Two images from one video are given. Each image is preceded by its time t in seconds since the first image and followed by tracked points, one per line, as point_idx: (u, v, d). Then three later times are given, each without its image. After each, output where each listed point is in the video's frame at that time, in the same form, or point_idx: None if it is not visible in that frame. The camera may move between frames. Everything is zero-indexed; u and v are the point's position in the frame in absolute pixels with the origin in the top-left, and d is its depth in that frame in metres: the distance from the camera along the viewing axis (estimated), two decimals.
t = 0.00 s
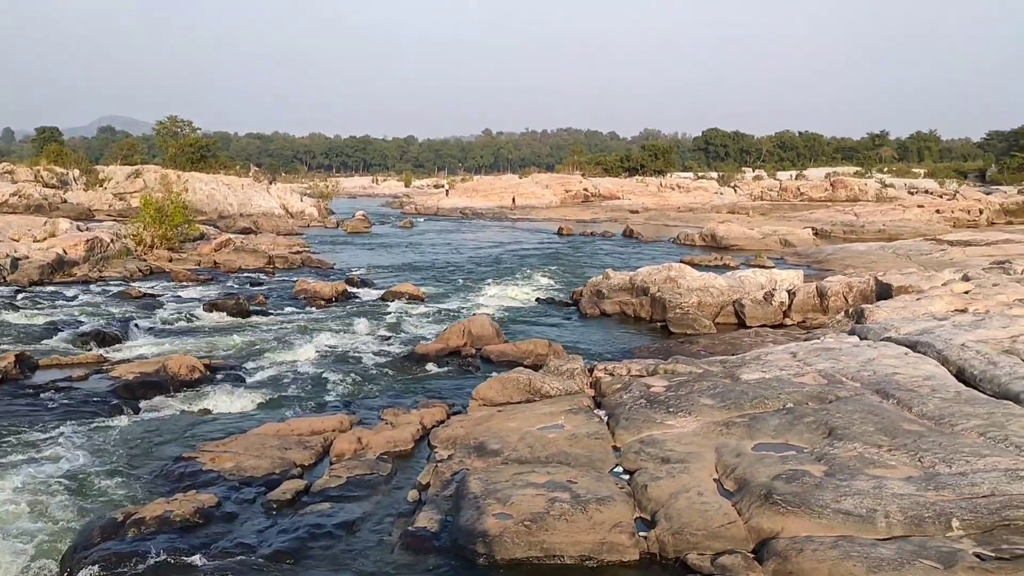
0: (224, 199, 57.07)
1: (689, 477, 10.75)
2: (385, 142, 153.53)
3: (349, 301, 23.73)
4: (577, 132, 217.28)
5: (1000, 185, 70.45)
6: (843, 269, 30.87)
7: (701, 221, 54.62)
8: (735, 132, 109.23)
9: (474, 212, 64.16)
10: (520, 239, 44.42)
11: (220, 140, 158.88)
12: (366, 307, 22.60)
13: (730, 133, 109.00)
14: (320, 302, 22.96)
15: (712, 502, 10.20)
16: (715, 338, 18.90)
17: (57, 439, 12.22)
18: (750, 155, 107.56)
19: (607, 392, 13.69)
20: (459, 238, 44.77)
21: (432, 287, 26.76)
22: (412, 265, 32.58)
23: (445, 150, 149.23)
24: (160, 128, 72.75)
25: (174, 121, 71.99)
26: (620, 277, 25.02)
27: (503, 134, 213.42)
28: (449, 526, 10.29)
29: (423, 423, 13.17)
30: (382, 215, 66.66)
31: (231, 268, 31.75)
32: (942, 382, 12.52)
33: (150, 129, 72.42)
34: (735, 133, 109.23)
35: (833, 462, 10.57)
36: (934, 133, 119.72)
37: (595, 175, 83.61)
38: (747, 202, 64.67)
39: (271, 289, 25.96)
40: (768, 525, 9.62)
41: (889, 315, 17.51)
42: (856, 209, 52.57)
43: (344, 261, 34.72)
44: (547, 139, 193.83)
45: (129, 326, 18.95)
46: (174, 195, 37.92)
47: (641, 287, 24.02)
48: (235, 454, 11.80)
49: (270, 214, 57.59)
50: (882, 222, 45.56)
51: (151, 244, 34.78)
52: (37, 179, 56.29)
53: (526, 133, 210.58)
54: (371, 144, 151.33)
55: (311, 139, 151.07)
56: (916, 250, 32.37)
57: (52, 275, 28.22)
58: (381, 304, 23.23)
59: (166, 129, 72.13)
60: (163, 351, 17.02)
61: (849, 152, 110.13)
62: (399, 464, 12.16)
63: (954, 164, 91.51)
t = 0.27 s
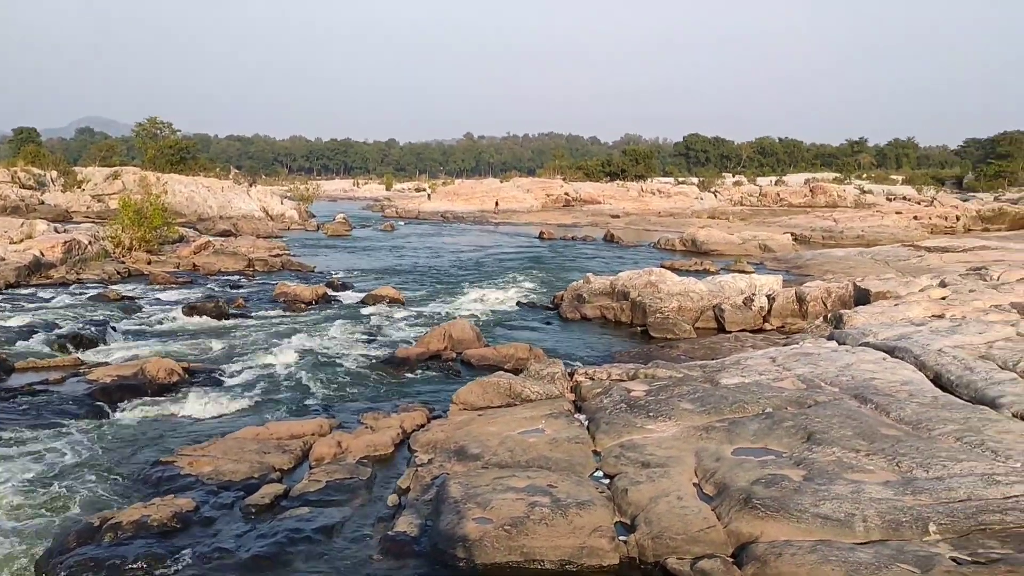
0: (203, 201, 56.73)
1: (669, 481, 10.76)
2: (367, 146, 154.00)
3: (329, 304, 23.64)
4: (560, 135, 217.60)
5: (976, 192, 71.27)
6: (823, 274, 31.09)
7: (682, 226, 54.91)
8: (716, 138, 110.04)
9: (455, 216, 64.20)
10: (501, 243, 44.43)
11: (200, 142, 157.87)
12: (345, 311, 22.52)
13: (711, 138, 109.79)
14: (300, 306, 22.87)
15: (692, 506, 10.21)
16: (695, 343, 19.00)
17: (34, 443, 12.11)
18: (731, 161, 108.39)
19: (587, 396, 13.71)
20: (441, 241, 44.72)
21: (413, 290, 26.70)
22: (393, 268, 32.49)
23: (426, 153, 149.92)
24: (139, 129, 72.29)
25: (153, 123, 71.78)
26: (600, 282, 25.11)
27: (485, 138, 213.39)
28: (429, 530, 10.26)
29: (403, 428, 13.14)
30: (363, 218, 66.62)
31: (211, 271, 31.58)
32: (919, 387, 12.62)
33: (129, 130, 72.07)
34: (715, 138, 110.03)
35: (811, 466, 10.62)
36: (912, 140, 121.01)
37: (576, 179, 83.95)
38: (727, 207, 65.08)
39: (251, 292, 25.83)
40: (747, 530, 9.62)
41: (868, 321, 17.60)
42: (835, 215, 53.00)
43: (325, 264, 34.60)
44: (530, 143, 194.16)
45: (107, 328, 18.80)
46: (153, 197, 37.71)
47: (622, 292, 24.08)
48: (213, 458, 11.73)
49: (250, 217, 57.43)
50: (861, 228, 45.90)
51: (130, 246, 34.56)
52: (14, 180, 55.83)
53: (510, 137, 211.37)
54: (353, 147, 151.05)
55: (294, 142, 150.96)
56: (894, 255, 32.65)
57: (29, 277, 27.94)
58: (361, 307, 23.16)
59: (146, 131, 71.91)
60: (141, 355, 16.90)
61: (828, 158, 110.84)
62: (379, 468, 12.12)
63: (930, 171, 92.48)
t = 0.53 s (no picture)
0: (187, 203, 56.51)
1: (652, 485, 10.78)
2: (353, 148, 154.13)
3: (313, 307, 23.56)
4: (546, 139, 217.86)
5: (957, 197, 71.99)
6: (806, 278, 31.27)
7: (667, 230, 55.12)
8: (701, 143, 110.64)
9: (440, 219, 64.20)
10: (486, 247, 44.43)
11: (184, 144, 157.03)
12: (329, 313, 22.47)
13: (696, 143, 110.39)
14: (284, 308, 22.79)
15: (676, 510, 10.23)
16: (679, 347, 19.07)
17: (14, 445, 12.02)
18: (715, 165, 109.05)
19: (571, 400, 13.72)
20: (427, 244, 44.67)
21: (397, 293, 26.66)
22: (378, 271, 32.39)
23: (412, 156, 150.29)
24: (121, 130, 71.94)
25: (137, 124, 71.48)
26: (585, 285, 25.16)
27: (470, 142, 213.19)
28: (412, 534, 10.23)
29: (387, 431, 13.11)
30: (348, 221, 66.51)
31: (194, 273, 31.42)
32: (901, 391, 12.71)
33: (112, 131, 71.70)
34: (700, 143, 110.63)
35: (794, 469, 10.67)
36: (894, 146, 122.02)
37: (562, 183, 84.16)
38: (712, 211, 65.38)
39: (234, 294, 25.73)
40: (730, 532, 9.64)
41: (851, 325, 17.69)
42: (818, 220, 53.35)
43: (310, 267, 34.47)
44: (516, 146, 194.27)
45: (89, 331, 18.67)
46: (136, 199, 37.53)
47: (607, 296, 24.14)
48: (195, 461, 11.67)
49: (234, 219, 57.24)
50: (844, 233, 46.21)
51: (112, 248, 34.37)
52: None
53: (497, 140, 211.69)
54: (339, 150, 150.75)
55: (279, 145, 150.73)
56: (877, 260, 32.88)
57: (10, 278, 27.71)
58: (345, 310, 23.10)
59: (129, 132, 71.58)
60: (123, 357, 16.80)
61: (812, 164, 111.55)
62: (362, 471, 12.08)
63: (912, 177, 93.33)
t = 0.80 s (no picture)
0: (171, 203, 56.32)
1: (637, 487, 10.79)
2: (338, 149, 154.07)
3: (298, 308, 23.49)
4: (534, 141, 218.11)
5: (940, 202, 72.63)
6: (790, 282, 31.43)
7: (652, 233, 55.33)
8: (686, 146, 111.28)
9: (426, 221, 64.20)
10: (471, 249, 44.42)
11: (169, 144, 156.16)
12: (315, 315, 22.40)
13: (681, 146, 111.00)
14: (269, 309, 22.70)
15: (660, 512, 10.24)
16: (664, 349, 19.12)
17: None
18: (700, 169, 109.74)
19: (556, 402, 13.72)
20: (412, 246, 44.62)
21: (383, 295, 26.61)
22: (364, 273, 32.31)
23: (398, 158, 150.59)
24: (106, 130, 71.56)
25: (121, 123, 71.22)
26: (571, 287, 25.16)
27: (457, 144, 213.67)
28: (396, 536, 10.19)
29: (372, 433, 13.08)
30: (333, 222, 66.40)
31: (177, 273, 31.27)
32: (884, 395, 12.77)
33: (95, 131, 71.38)
34: (686, 146, 111.27)
35: (778, 472, 10.71)
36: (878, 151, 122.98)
37: (548, 185, 84.39)
38: (697, 215, 65.69)
39: (219, 295, 25.60)
40: (713, 535, 9.65)
41: (834, 329, 17.78)
42: (803, 224, 53.68)
43: (294, 268, 34.35)
44: (503, 148, 194.38)
45: (71, 331, 18.54)
46: (120, 199, 37.33)
47: (592, 298, 24.16)
48: (178, 463, 11.61)
49: (218, 220, 57.08)
50: (828, 237, 46.48)
51: (95, 248, 34.18)
52: None
53: (484, 142, 212.08)
54: (326, 151, 150.45)
55: (266, 146, 150.49)
56: (861, 264, 33.11)
57: None
58: (330, 311, 23.04)
59: (113, 131, 71.31)
60: (105, 358, 16.69)
61: (797, 168, 112.26)
62: (347, 473, 12.04)
63: (896, 182, 94.11)
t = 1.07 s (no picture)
0: (154, 204, 56.07)
1: (620, 491, 10.79)
2: (323, 151, 154.06)
3: (281, 310, 23.38)
4: (520, 144, 218.35)
5: (921, 207, 73.29)
6: (773, 286, 31.59)
7: (637, 236, 55.53)
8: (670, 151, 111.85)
9: (411, 223, 64.21)
10: (456, 251, 44.43)
11: (153, 145, 155.31)
12: (299, 317, 22.31)
13: (665, 150, 111.57)
14: (252, 311, 22.60)
15: (643, 516, 10.24)
16: (648, 353, 19.18)
17: None
18: (685, 173, 110.27)
19: (540, 405, 13.71)
20: (397, 248, 44.58)
21: (368, 297, 26.54)
22: (348, 275, 32.22)
23: (383, 160, 150.92)
24: (88, 129, 71.17)
25: (103, 123, 70.91)
26: (555, 290, 25.19)
27: (444, 147, 213.91)
28: (379, 539, 10.14)
29: (355, 435, 13.04)
30: (317, 224, 66.27)
31: (160, 274, 31.10)
32: (865, 398, 12.84)
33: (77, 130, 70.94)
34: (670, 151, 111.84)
35: (760, 476, 10.73)
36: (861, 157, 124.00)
37: (533, 188, 84.55)
38: (681, 218, 65.96)
39: (202, 297, 25.45)
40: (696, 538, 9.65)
41: (816, 332, 17.87)
42: (786, 228, 54.03)
43: (278, 270, 34.22)
44: (489, 151, 194.57)
45: (52, 332, 18.37)
46: (102, 199, 37.10)
47: (576, 301, 24.19)
48: (160, 465, 11.53)
49: (201, 221, 56.89)
50: (811, 241, 46.77)
51: (77, 248, 33.97)
52: None
53: (471, 145, 212.35)
54: (312, 152, 150.20)
55: (252, 148, 150.12)
56: (843, 268, 33.34)
57: None
58: (314, 313, 22.97)
59: (96, 131, 70.97)
60: (86, 360, 16.54)
61: (780, 173, 113.08)
62: (329, 476, 11.98)
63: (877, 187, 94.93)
